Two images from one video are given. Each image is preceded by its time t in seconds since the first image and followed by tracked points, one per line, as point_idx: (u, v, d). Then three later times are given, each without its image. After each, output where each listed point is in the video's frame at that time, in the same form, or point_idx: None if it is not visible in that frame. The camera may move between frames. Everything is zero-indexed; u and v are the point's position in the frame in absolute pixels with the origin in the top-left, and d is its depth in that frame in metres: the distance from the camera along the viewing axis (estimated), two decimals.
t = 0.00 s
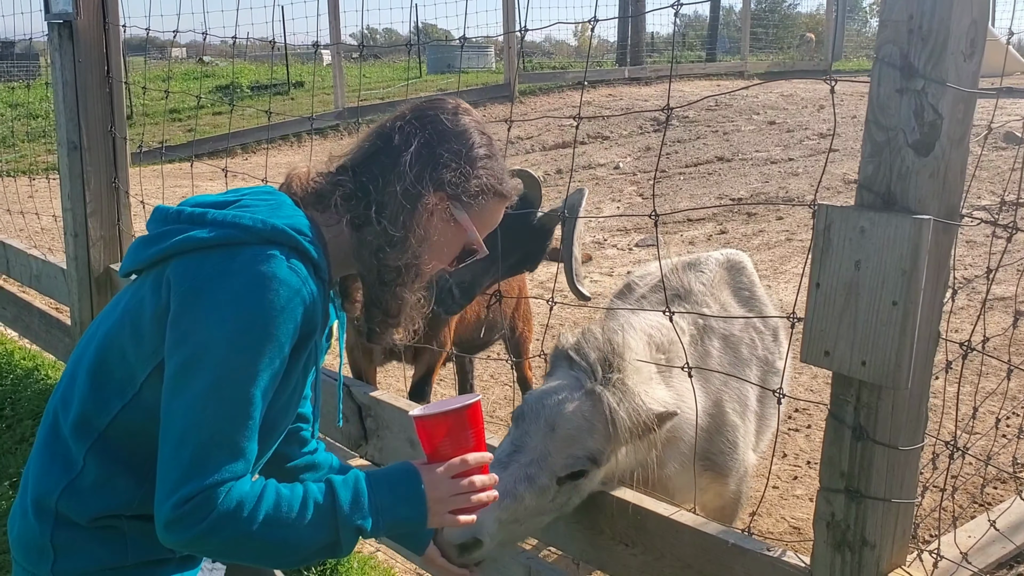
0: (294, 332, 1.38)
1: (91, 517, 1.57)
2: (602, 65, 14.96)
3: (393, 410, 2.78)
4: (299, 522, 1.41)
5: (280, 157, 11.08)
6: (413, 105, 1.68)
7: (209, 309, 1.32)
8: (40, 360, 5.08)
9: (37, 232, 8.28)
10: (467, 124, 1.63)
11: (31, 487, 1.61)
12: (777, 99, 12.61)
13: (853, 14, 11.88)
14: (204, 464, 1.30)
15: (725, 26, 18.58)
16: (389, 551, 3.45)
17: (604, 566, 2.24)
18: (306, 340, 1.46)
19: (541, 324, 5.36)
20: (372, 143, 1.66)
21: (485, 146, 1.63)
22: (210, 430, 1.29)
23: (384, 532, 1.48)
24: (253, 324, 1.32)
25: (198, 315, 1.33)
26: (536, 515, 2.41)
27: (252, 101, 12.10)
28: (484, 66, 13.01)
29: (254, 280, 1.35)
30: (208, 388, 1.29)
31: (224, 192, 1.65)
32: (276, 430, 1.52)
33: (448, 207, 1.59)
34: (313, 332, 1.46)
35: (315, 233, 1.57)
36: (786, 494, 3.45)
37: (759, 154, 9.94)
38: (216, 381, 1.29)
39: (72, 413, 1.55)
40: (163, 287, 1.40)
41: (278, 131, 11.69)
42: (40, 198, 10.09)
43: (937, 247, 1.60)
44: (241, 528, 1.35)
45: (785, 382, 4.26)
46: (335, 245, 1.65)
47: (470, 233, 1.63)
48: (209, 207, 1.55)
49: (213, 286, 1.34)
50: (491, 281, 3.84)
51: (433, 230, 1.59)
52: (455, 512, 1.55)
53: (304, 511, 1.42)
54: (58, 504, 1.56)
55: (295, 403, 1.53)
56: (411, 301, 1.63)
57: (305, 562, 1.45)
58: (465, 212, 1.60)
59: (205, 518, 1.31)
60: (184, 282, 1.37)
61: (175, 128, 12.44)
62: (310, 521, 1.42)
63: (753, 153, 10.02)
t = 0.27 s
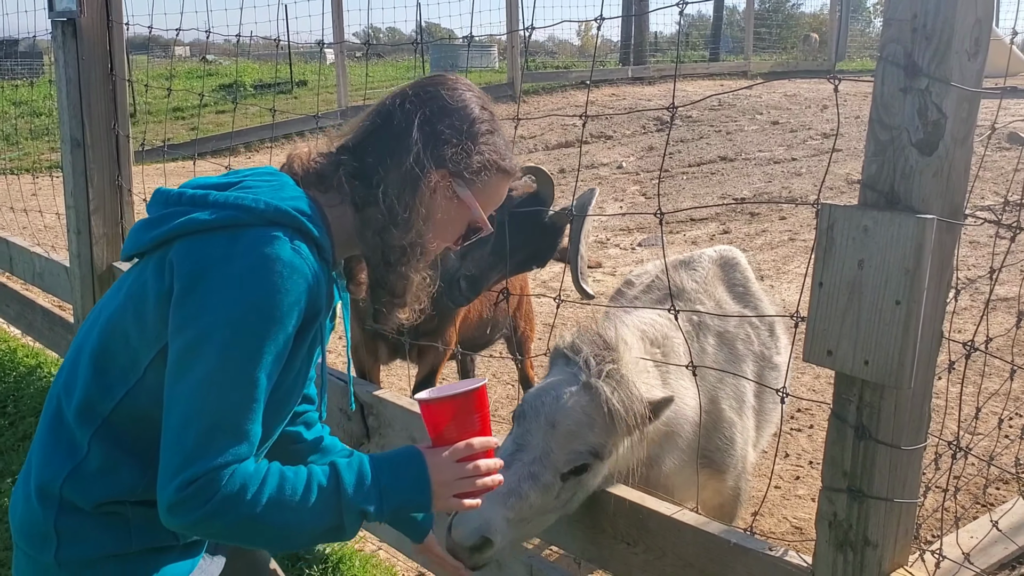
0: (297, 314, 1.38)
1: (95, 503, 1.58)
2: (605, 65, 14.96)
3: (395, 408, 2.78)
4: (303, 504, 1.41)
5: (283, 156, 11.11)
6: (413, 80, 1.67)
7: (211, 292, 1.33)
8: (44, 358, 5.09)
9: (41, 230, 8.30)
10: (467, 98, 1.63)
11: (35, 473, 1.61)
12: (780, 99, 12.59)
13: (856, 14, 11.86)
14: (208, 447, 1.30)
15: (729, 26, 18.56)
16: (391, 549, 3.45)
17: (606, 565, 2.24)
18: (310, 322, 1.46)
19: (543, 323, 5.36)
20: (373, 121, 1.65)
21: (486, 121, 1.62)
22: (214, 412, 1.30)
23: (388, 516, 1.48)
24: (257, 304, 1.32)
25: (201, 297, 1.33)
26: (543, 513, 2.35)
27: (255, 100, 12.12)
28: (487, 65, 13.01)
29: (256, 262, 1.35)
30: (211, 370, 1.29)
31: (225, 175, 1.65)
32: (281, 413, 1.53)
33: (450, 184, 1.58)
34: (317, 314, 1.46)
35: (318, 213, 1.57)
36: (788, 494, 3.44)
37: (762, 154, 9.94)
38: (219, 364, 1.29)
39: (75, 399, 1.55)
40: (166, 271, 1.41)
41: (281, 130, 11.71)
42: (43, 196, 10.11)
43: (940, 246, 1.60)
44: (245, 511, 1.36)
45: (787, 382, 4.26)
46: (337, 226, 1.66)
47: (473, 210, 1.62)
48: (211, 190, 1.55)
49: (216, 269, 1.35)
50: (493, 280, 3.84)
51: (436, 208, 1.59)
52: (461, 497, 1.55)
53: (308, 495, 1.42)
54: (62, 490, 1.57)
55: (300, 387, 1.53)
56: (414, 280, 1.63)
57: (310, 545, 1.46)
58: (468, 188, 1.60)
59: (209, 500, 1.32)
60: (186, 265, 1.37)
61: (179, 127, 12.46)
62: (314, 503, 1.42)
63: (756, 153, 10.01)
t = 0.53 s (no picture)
0: (281, 247, 1.31)
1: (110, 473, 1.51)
2: (608, 64, 14.95)
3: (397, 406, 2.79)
4: (296, 448, 1.33)
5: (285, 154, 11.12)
6: None
7: (191, 230, 1.26)
8: (46, 355, 5.10)
9: (43, 228, 8.31)
10: (438, 3, 1.55)
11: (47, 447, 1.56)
12: (783, 99, 12.58)
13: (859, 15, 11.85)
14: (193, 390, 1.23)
15: (732, 25, 18.53)
16: (393, 547, 3.45)
17: (607, 563, 2.24)
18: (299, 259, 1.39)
19: (545, 322, 5.36)
20: (341, 35, 1.57)
21: (461, 25, 1.54)
22: (196, 354, 1.22)
23: (388, 460, 1.40)
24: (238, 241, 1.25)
25: (179, 238, 1.26)
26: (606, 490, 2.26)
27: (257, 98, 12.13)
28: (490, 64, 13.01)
29: (235, 197, 1.29)
30: (193, 310, 1.22)
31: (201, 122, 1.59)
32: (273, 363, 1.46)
33: (428, 95, 1.51)
34: (305, 250, 1.39)
35: (296, 146, 1.51)
36: (790, 494, 3.44)
37: (765, 154, 9.93)
38: (200, 302, 1.22)
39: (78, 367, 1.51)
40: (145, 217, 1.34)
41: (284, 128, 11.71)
42: (46, 193, 10.13)
43: (944, 244, 1.60)
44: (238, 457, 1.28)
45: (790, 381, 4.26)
46: (315, 155, 1.57)
47: (457, 119, 1.53)
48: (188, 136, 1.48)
49: (195, 207, 1.28)
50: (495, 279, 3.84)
51: (416, 122, 1.52)
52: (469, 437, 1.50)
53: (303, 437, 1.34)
54: (77, 461, 1.51)
55: (295, 335, 1.46)
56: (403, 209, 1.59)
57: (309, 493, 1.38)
58: (448, 96, 1.52)
59: (197, 446, 1.24)
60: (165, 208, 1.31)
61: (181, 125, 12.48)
62: (308, 447, 1.34)
63: (759, 153, 10.00)
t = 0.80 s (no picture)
0: (229, 178, 1.27)
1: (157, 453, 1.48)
2: (610, 63, 14.94)
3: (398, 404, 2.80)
4: (276, 391, 1.30)
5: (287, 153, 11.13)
6: None
7: (138, 170, 1.22)
8: (48, 353, 5.10)
9: (45, 226, 8.33)
10: None
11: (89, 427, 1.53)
12: (785, 98, 12.56)
13: (862, 14, 11.83)
14: (156, 336, 1.19)
15: (734, 24, 18.51)
16: (394, 545, 3.45)
17: (608, 562, 2.23)
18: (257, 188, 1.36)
19: (547, 321, 5.36)
20: None
21: None
22: (155, 301, 1.18)
23: (367, 401, 1.38)
24: (182, 179, 1.21)
25: (128, 184, 1.23)
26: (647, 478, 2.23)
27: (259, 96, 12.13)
28: (492, 63, 13.00)
29: (179, 130, 1.24)
30: (143, 256, 1.18)
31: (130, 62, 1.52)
32: (246, 305, 1.42)
33: None
34: (257, 179, 1.35)
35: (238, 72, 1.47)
36: (792, 493, 3.44)
37: (767, 153, 9.92)
38: (152, 242, 1.18)
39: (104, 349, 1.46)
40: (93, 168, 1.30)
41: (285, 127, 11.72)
42: (47, 191, 10.15)
43: (947, 243, 1.59)
44: (215, 402, 1.25)
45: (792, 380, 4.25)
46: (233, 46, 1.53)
47: None
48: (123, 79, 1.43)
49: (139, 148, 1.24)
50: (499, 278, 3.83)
51: None
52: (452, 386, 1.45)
53: (281, 378, 1.31)
54: (124, 441, 1.48)
55: (270, 273, 1.43)
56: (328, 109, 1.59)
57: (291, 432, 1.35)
58: None
59: (174, 397, 1.21)
60: (111, 155, 1.27)
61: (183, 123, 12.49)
62: (289, 390, 1.31)
63: (761, 152, 9.99)
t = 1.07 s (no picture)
0: (218, 189, 1.24)
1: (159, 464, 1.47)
2: (611, 63, 14.92)
3: (399, 406, 2.79)
4: (297, 399, 1.30)
5: (288, 153, 11.13)
6: None
7: (128, 201, 1.19)
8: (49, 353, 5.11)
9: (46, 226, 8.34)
10: None
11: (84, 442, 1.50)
12: (787, 98, 12.55)
13: (863, 14, 11.82)
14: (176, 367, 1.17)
15: (735, 24, 18.49)
16: (395, 546, 3.44)
17: (609, 564, 2.23)
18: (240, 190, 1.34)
19: (547, 322, 5.36)
20: None
21: None
22: (168, 331, 1.16)
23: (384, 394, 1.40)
24: (174, 202, 1.18)
25: (121, 216, 1.19)
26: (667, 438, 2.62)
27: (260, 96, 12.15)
28: (493, 63, 13.01)
29: (162, 152, 1.20)
30: (148, 286, 1.16)
31: (79, 70, 1.46)
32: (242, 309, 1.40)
33: None
34: (241, 182, 1.33)
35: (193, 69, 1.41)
36: (794, 494, 3.43)
37: (768, 153, 9.91)
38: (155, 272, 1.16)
39: (92, 363, 1.42)
40: (73, 199, 1.25)
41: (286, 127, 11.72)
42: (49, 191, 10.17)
43: (950, 244, 1.59)
44: (244, 420, 1.25)
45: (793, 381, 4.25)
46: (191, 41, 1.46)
47: None
48: (83, 97, 1.37)
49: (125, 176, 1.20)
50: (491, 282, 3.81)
51: None
52: (455, 365, 1.48)
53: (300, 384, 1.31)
54: (125, 453, 1.46)
55: (256, 273, 1.41)
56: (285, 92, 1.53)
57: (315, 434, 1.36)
58: None
59: (202, 423, 1.20)
60: (94, 185, 1.23)
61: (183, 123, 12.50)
62: (309, 395, 1.32)
63: (762, 152, 9.98)
